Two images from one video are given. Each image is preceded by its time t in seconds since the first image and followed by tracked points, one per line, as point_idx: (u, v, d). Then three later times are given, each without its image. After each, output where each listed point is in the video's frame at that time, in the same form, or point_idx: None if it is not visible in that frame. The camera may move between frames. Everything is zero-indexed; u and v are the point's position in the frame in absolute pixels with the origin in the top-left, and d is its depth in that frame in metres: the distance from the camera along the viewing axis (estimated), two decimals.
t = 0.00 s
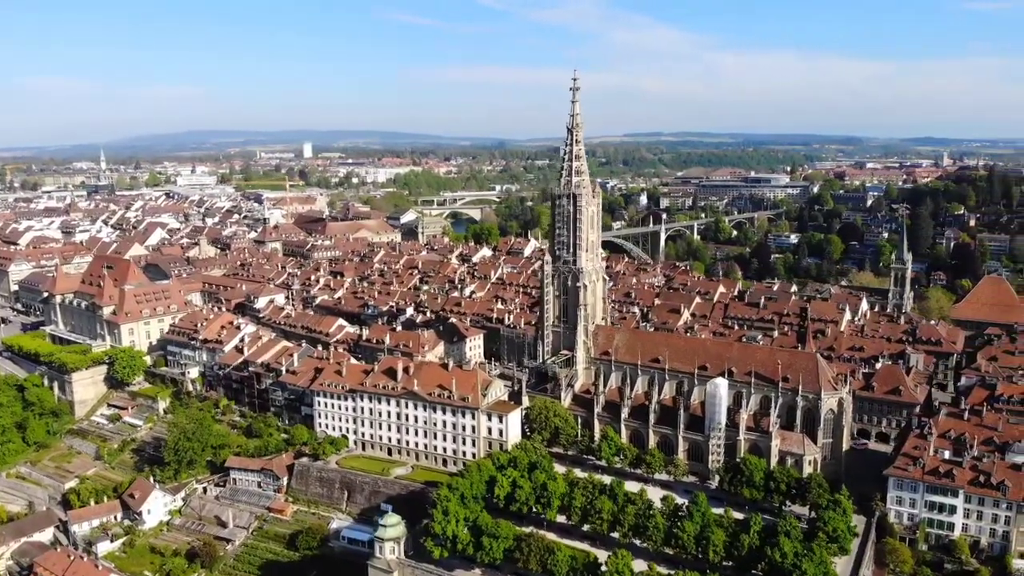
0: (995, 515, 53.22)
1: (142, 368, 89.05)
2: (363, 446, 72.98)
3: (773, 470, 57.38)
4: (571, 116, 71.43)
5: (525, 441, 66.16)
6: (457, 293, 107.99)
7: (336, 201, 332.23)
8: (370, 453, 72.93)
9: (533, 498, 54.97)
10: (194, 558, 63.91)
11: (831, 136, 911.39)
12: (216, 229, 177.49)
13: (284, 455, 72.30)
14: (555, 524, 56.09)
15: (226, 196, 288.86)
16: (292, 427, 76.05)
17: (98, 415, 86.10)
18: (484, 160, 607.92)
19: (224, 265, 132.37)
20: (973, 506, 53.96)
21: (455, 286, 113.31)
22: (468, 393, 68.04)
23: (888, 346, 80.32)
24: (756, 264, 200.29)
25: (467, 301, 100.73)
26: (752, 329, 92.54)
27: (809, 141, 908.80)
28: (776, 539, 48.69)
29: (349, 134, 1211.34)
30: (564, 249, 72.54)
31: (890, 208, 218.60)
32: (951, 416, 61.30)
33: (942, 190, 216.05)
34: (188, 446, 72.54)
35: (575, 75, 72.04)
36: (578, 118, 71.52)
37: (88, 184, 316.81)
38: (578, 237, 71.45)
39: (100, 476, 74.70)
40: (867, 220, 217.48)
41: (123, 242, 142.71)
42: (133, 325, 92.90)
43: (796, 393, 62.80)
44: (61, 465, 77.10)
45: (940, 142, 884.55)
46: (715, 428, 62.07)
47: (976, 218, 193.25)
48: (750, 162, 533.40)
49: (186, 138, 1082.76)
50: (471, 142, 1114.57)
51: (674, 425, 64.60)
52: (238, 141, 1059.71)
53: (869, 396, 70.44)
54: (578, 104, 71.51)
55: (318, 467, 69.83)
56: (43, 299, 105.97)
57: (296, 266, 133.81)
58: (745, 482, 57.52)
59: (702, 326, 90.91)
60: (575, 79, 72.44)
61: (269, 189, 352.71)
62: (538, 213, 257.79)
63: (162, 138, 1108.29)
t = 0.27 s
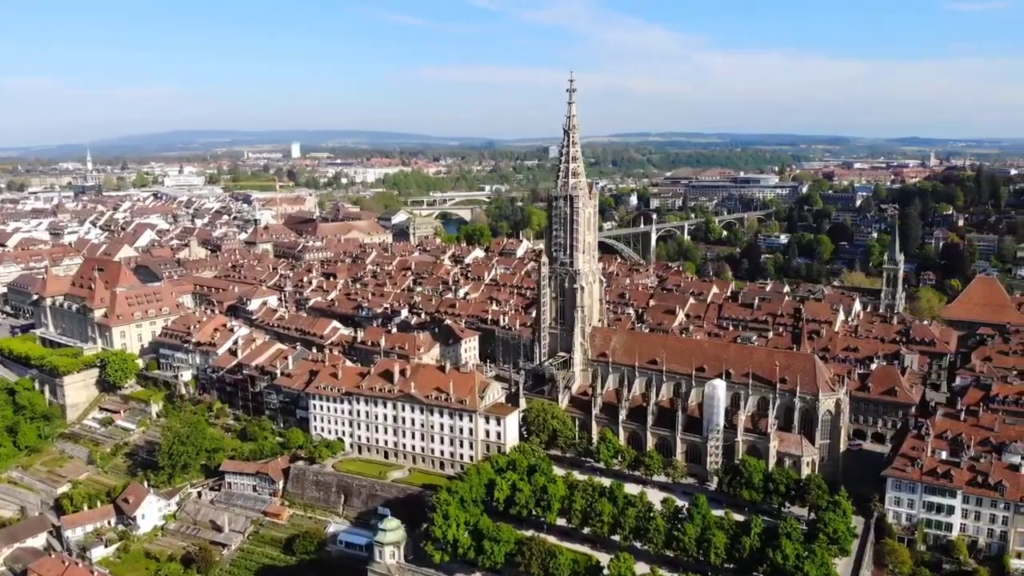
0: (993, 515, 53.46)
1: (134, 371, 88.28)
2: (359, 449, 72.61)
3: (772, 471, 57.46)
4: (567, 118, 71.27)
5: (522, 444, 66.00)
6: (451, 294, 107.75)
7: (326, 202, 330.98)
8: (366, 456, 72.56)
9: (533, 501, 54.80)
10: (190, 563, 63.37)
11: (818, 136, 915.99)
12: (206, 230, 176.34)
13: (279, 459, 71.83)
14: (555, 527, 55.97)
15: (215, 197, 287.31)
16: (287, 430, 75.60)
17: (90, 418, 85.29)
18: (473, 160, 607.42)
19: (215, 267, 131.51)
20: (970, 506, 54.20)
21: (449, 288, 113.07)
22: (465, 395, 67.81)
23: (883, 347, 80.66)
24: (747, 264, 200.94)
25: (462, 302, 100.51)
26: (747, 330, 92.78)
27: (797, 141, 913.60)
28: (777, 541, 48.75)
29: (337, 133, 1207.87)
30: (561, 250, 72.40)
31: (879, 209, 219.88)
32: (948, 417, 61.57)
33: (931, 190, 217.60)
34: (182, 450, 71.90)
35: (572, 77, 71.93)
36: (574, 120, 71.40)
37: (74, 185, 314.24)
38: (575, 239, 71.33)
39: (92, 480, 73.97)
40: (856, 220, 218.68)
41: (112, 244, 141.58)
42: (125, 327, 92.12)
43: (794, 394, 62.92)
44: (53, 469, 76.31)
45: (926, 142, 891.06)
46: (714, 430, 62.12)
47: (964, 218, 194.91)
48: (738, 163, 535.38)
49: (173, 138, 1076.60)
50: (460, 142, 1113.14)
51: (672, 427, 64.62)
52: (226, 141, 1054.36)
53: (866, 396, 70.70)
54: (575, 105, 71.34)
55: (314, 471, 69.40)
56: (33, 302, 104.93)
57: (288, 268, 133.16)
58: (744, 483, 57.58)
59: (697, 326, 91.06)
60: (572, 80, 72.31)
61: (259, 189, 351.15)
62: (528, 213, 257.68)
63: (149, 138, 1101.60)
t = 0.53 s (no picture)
0: (991, 515, 53.69)
1: (126, 375, 87.50)
2: (355, 452, 72.22)
3: (771, 473, 57.51)
4: (564, 120, 71.16)
5: (520, 447, 65.82)
6: (445, 296, 107.46)
7: (315, 203, 329.57)
8: (362, 459, 72.19)
9: (532, 505, 54.64)
10: (185, 569, 62.77)
11: (805, 136, 920.69)
12: (195, 232, 175.11)
13: (274, 463, 71.32)
14: (555, 530, 55.82)
15: (203, 198, 285.55)
16: (282, 434, 75.09)
17: (81, 422, 84.44)
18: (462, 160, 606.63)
19: (205, 269, 130.60)
20: (968, 506, 54.42)
21: (443, 289, 112.79)
22: (462, 398, 67.53)
23: (877, 348, 81.03)
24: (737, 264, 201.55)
25: (456, 304, 100.27)
26: (741, 331, 93.00)
27: (784, 142, 917.79)
28: (778, 543, 48.81)
29: (325, 133, 1203.75)
30: (557, 252, 72.28)
31: (868, 210, 221.08)
32: (945, 418, 61.85)
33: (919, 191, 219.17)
34: (176, 455, 71.23)
35: (568, 78, 71.83)
36: (571, 121, 71.30)
37: (61, 186, 311.46)
38: (572, 240, 71.22)
39: (85, 485, 73.19)
40: (846, 221, 219.84)
41: (101, 246, 140.30)
42: (117, 330, 91.30)
43: (791, 396, 63.02)
44: (45, 474, 75.49)
45: (912, 142, 897.53)
46: (712, 431, 62.15)
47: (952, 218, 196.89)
48: (727, 163, 537.16)
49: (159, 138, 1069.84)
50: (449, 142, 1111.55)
51: (670, 428, 64.63)
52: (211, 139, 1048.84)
53: (862, 397, 70.95)
54: (571, 107, 71.23)
55: (310, 475, 68.96)
56: (22, 305, 103.85)
57: (280, 270, 132.43)
58: (743, 485, 57.62)
59: (692, 327, 91.20)
60: (568, 82, 72.24)
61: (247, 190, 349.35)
62: (519, 214, 257.49)
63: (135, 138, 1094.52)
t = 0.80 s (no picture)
0: (988, 516, 53.99)
1: (118, 379, 86.68)
2: (352, 456, 71.86)
3: (770, 474, 57.59)
4: (560, 121, 71.03)
5: (518, 450, 65.64)
6: (439, 298, 107.17)
7: (304, 203, 327.94)
8: (358, 463, 71.84)
9: (532, 508, 54.51)
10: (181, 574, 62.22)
11: (792, 137, 925.35)
12: (185, 234, 173.72)
13: (270, 467, 70.81)
14: (555, 533, 55.68)
15: (191, 199, 283.48)
16: (278, 437, 74.60)
17: (73, 427, 83.56)
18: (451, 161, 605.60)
19: (196, 271, 129.58)
20: (966, 507, 54.69)
21: (437, 291, 112.49)
22: (460, 401, 67.24)
23: (871, 349, 81.41)
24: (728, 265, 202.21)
25: (451, 305, 100.06)
26: (736, 332, 93.24)
27: (771, 142, 922.01)
28: (779, 545, 48.84)
29: (313, 133, 1199.05)
30: (554, 254, 72.14)
31: (857, 211, 222.33)
32: (941, 419, 62.13)
33: (908, 191, 220.92)
34: (170, 459, 70.65)
35: (565, 80, 71.67)
36: (568, 123, 71.13)
37: (47, 187, 308.37)
38: (569, 242, 71.10)
39: (78, 490, 72.40)
40: (835, 221, 221.05)
41: (90, 247, 138.90)
42: (108, 333, 90.41)
43: (789, 397, 63.14)
44: (37, 479, 74.65)
45: (898, 143, 903.66)
46: (710, 433, 62.21)
47: (941, 218, 199.75)
48: (715, 164, 538.84)
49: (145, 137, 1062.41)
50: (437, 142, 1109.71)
51: (668, 430, 64.65)
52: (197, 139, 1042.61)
53: (857, 398, 71.24)
54: (568, 109, 71.12)
55: (306, 478, 68.53)
56: (12, 308, 102.70)
57: (271, 271, 131.61)
58: (742, 487, 57.70)
59: (687, 328, 91.35)
60: (565, 83, 72.10)
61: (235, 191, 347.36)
62: (509, 215, 257.17)
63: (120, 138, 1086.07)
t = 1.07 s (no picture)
0: (986, 516, 54.27)
1: (110, 382, 85.89)
2: (348, 459, 71.47)
3: (769, 476, 57.66)
4: (557, 123, 70.91)
5: (517, 452, 65.44)
6: (433, 299, 106.90)
7: (293, 204, 326.57)
8: (354, 466, 71.44)
9: (532, 511, 54.36)
10: None
11: (780, 137, 930.20)
12: (174, 235, 172.45)
13: (265, 471, 70.31)
14: (555, 536, 55.57)
15: (179, 200, 281.48)
16: (273, 441, 74.11)
17: (65, 431, 82.75)
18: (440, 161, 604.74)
19: (187, 273, 128.65)
20: (964, 507, 54.96)
21: (431, 293, 112.19)
22: (457, 403, 67.00)
23: (866, 349, 81.75)
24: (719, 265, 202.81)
25: (445, 307, 99.80)
26: (731, 333, 93.42)
27: (759, 142, 925.49)
28: (781, 547, 48.90)
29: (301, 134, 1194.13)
30: (551, 256, 72.01)
31: (847, 211, 223.61)
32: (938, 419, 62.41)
33: (896, 191, 222.46)
34: (164, 463, 70.05)
35: (561, 81, 71.53)
36: (564, 124, 71.00)
37: (33, 188, 305.33)
38: (566, 244, 70.99)
39: (70, 495, 71.67)
40: (825, 221, 222.14)
41: (79, 249, 137.62)
42: (100, 336, 89.58)
43: (787, 398, 63.24)
44: (29, 484, 73.87)
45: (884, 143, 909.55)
46: (708, 434, 62.24)
47: (929, 218, 201.26)
48: (704, 164, 540.47)
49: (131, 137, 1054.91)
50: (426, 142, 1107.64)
51: (666, 432, 64.63)
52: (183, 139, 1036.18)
53: (853, 399, 71.49)
54: (564, 111, 71.03)
55: (302, 482, 68.06)
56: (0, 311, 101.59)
57: (263, 273, 130.76)
58: (741, 488, 57.72)
59: (682, 330, 91.46)
60: (561, 85, 71.97)
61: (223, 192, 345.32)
62: (500, 215, 256.83)
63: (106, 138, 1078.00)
